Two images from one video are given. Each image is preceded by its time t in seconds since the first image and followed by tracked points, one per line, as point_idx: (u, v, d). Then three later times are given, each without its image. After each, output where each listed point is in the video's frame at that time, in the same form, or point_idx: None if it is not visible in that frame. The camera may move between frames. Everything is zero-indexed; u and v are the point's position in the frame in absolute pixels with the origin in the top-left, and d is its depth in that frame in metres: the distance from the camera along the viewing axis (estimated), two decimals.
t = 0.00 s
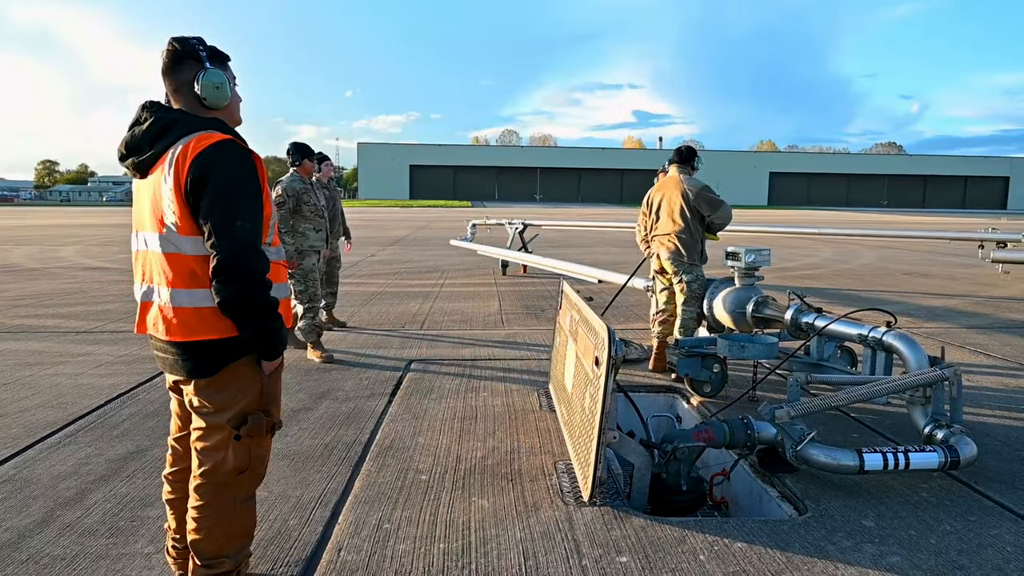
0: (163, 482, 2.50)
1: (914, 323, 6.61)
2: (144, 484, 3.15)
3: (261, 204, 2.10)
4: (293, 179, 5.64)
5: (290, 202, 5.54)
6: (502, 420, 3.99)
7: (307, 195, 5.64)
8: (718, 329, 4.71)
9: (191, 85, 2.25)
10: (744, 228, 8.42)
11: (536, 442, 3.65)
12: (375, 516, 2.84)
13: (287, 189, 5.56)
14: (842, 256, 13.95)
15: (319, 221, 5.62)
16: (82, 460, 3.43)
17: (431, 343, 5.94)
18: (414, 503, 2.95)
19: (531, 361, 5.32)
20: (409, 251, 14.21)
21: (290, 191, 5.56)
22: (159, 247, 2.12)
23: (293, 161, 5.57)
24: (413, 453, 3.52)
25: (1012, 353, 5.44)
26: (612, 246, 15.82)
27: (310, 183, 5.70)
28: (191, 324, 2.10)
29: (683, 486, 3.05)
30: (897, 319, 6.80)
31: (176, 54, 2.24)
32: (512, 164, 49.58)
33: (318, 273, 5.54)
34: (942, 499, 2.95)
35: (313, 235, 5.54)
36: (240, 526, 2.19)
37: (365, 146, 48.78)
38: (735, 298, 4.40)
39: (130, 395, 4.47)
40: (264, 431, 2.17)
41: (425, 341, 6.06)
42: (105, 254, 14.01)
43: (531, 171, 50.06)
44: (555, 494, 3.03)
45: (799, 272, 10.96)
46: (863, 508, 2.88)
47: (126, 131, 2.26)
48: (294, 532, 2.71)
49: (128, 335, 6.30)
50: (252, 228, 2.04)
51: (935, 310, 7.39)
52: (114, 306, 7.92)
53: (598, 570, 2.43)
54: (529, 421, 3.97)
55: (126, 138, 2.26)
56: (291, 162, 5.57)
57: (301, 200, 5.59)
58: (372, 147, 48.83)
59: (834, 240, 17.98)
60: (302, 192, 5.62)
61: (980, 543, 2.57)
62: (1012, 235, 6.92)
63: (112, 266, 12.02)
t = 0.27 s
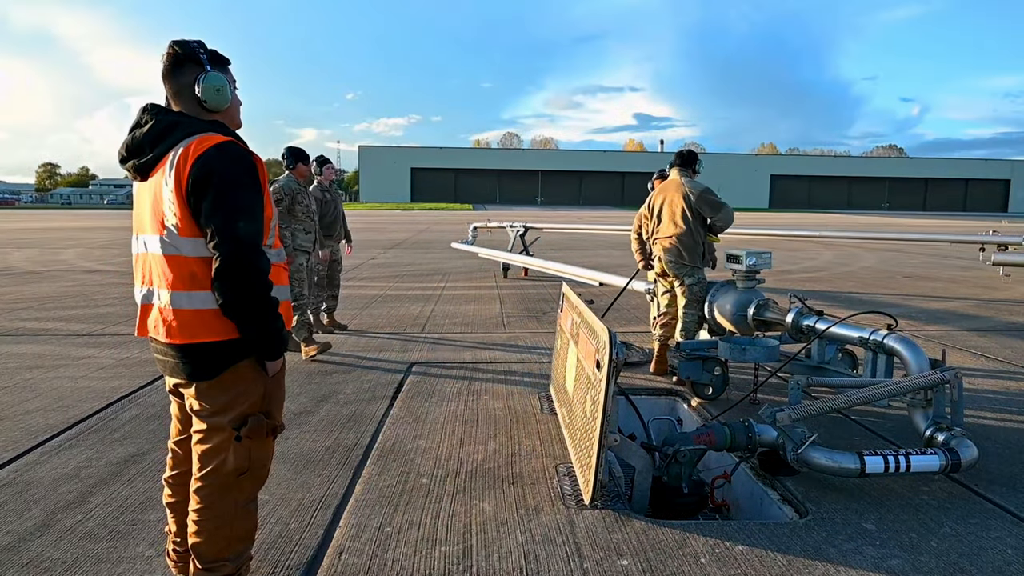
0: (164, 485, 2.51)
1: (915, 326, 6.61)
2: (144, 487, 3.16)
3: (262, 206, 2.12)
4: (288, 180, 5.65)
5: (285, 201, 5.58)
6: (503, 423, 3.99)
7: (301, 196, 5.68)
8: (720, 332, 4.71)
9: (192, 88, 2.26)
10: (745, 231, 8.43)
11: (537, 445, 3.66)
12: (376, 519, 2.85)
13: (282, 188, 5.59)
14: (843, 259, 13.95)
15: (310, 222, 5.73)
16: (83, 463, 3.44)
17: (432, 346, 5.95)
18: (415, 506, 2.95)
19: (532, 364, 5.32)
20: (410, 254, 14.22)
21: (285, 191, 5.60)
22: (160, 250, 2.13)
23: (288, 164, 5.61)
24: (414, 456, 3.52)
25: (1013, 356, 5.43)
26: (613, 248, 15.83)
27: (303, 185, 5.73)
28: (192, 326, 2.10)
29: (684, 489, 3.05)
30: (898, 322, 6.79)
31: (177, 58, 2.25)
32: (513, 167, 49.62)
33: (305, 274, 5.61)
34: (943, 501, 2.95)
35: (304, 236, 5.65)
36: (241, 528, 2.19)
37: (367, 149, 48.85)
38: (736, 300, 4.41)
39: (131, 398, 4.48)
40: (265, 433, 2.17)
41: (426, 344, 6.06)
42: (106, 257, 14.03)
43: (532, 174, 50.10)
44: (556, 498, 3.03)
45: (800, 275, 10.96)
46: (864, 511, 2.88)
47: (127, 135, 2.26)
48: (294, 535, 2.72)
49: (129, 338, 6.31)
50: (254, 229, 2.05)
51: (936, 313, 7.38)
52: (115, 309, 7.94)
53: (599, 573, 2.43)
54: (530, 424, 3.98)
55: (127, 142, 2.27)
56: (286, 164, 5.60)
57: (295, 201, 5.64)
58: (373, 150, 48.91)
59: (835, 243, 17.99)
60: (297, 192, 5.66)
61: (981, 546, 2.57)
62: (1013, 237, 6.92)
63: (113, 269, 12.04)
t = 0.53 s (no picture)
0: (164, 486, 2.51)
1: (914, 326, 6.62)
2: (144, 489, 3.16)
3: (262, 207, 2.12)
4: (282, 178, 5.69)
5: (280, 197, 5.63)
6: (503, 424, 4.00)
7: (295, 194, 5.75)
8: (720, 333, 4.72)
9: (193, 89, 2.27)
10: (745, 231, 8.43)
11: (537, 446, 3.66)
12: (377, 520, 2.85)
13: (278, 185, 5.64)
14: (843, 259, 13.96)
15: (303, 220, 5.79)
16: (83, 464, 3.44)
17: (432, 347, 5.95)
18: (415, 507, 2.96)
19: (532, 365, 5.32)
20: (410, 255, 14.23)
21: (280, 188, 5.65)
22: (160, 251, 2.13)
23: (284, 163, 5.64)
24: (414, 457, 3.53)
25: (1013, 356, 5.44)
26: (613, 249, 15.83)
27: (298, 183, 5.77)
28: (193, 327, 2.11)
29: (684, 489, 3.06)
30: (898, 322, 6.79)
31: (178, 59, 2.25)
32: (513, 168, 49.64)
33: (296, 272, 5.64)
34: (942, 501, 2.95)
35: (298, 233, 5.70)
36: (241, 529, 2.19)
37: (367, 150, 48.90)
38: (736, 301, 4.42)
39: (131, 400, 4.48)
40: (264, 433, 2.18)
41: (426, 345, 6.07)
42: (106, 258, 14.03)
43: (531, 175, 50.12)
44: (556, 498, 3.03)
45: (800, 275, 10.97)
46: (864, 511, 2.88)
47: (128, 135, 2.27)
48: (295, 537, 2.72)
49: (129, 340, 6.31)
50: (254, 231, 2.05)
51: (936, 314, 7.39)
52: (115, 310, 7.94)
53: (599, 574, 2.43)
54: (530, 424, 3.98)
55: (127, 142, 2.27)
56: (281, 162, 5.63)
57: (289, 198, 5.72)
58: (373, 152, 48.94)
59: (834, 243, 18.00)
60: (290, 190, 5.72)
61: (981, 546, 2.58)
62: (1012, 238, 6.93)
63: (113, 270, 12.04)
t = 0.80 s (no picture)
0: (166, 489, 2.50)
1: (916, 327, 6.60)
2: (146, 490, 3.16)
3: (262, 210, 2.11)
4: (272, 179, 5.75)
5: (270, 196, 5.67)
6: (505, 426, 3.99)
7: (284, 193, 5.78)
8: (721, 334, 4.70)
9: (194, 93, 2.26)
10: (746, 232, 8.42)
11: (539, 447, 3.65)
12: (378, 522, 2.84)
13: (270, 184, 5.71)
14: (845, 259, 13.95)
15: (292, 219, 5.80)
16: (85, 466, 3.44)
17: (433, 349, 5.95)
18: (416, 509, 2.95)
19: (533, 367, 5.31)
20: (411, 256, 14.23)
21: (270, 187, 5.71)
22: (160, 254, 2.13)
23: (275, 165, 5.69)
24: (415, 458, 3.52)
25: (1015, 356, 5.42)
26: (614, 250, 15.82)
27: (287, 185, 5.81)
28: (193, 331, 2.10)
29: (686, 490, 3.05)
30: (900, 323, 6.78)
31: (178, 62, 2.25)
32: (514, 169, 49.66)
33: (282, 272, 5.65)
34: (946, 503, 2.94)
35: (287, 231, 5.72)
36: (243, 533, 2.19)
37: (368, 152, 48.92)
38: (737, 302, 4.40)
39: (132, 402, 4.48)
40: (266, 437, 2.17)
41: (427, 346, 6.06)
42: (108, 260, 14.04)
43: (532, 176, 50.13)
44: (558, 500, 3.02)
45: (801, 276, 10.95)
46: (867, 512, 2.87)
47: (129, 139, 2.27)
48: (296, 539, 2.71)
49: (130, 342, 6.31)
50: (254, 234, 2.04)
51: (938, 314, 7.38)
52: (116, 312, 7.94)
53: None
54: (532, 426, 3.98)
55: (128, 146, 2.27)
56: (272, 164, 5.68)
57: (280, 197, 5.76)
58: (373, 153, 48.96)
59: (835, 244, 17.99)
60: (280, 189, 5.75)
61: (985, 547, 2.56)
62: (1015, 237, 6.91)
63: (114, 272, 12.05)
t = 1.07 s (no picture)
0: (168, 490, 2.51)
1: (918, 328, 6.59)
2: (148, 492, 3.16)
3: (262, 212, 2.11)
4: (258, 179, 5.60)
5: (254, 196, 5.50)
6: (507, 427, 3.99)
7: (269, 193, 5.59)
8: (723, 335, 4.70)
9: (194, 96, 2.27)
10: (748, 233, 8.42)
11: (541, 448, 3.65)
12: (379, 524, 2.84)
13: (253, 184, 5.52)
14: (847, 260, 13.93)
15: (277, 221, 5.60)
16: (86, 468, 3.44)
17: (435, 350, 5.95)
18: (418, 511, 2.94)
19: (535, 368, 5.31)
20: (413, 257, 14.24)
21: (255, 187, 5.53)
22: (162, 256, 2.13)
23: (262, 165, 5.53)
24: (417, 460, 3.52)
25: (1017, 357, 5.42)
26: (615, 251, 15.81)
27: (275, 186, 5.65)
28: (195, 332, 2.10)
29: (689, 492, 3.04)
30: (901, 323, 6.77)
31: (179, 65, 2.25)
32: (515, 170, 49.67)
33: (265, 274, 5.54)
34: (948, 504, 2.93)
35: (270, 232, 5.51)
36: (245, 534, 2.19)
37: (369, 153, 48.97)
38: (739, 303, 4.40)
39: (134, 403, 4.48)
40: (268, 439, 2.17)
41: (429, 348, 6.06)
42: (109, 262, 14.06)
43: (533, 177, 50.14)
44: (560, 502, 3.02)
45: (802, 277, 10.94)
46: (870, 514, 2.86)
47: (130, 143, 2.27)
48: (298, 541, 2.71)
49: (132, 344, 6.31)
50: (254, 235, 2.04)
51: (940, 314, 7.37)
52: (118, 314, 7.94)
53: None
54: (533, 427, 3.98)
55: (129, 150, 2.28)
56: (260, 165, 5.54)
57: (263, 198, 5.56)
58: (375, 155, 49.01)
59: (837, 244, 17.97)
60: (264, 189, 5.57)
61: (988, 549, 2.56)
62: (1017, 238, 6.91)
63: (116, 274, 12.05)
